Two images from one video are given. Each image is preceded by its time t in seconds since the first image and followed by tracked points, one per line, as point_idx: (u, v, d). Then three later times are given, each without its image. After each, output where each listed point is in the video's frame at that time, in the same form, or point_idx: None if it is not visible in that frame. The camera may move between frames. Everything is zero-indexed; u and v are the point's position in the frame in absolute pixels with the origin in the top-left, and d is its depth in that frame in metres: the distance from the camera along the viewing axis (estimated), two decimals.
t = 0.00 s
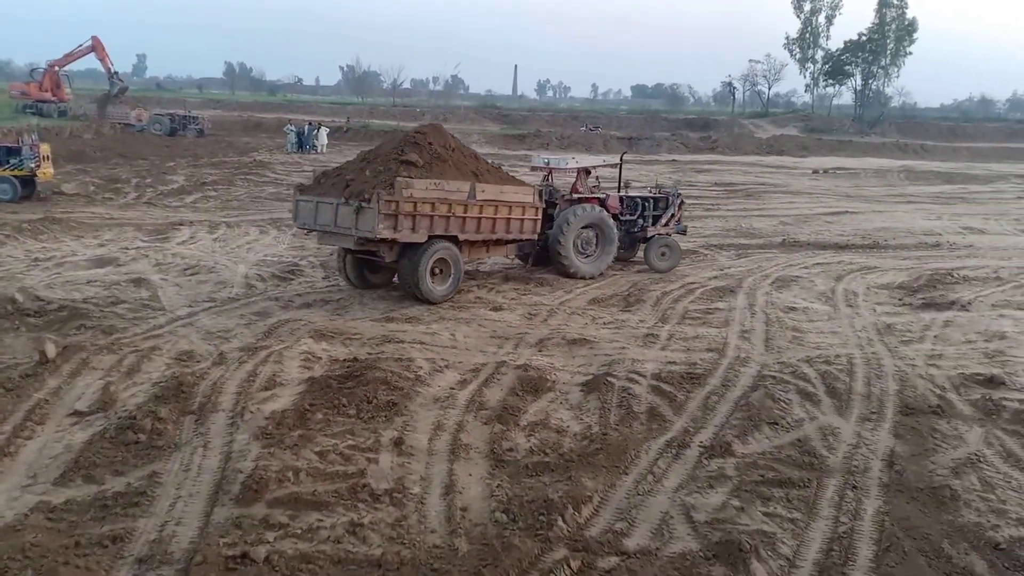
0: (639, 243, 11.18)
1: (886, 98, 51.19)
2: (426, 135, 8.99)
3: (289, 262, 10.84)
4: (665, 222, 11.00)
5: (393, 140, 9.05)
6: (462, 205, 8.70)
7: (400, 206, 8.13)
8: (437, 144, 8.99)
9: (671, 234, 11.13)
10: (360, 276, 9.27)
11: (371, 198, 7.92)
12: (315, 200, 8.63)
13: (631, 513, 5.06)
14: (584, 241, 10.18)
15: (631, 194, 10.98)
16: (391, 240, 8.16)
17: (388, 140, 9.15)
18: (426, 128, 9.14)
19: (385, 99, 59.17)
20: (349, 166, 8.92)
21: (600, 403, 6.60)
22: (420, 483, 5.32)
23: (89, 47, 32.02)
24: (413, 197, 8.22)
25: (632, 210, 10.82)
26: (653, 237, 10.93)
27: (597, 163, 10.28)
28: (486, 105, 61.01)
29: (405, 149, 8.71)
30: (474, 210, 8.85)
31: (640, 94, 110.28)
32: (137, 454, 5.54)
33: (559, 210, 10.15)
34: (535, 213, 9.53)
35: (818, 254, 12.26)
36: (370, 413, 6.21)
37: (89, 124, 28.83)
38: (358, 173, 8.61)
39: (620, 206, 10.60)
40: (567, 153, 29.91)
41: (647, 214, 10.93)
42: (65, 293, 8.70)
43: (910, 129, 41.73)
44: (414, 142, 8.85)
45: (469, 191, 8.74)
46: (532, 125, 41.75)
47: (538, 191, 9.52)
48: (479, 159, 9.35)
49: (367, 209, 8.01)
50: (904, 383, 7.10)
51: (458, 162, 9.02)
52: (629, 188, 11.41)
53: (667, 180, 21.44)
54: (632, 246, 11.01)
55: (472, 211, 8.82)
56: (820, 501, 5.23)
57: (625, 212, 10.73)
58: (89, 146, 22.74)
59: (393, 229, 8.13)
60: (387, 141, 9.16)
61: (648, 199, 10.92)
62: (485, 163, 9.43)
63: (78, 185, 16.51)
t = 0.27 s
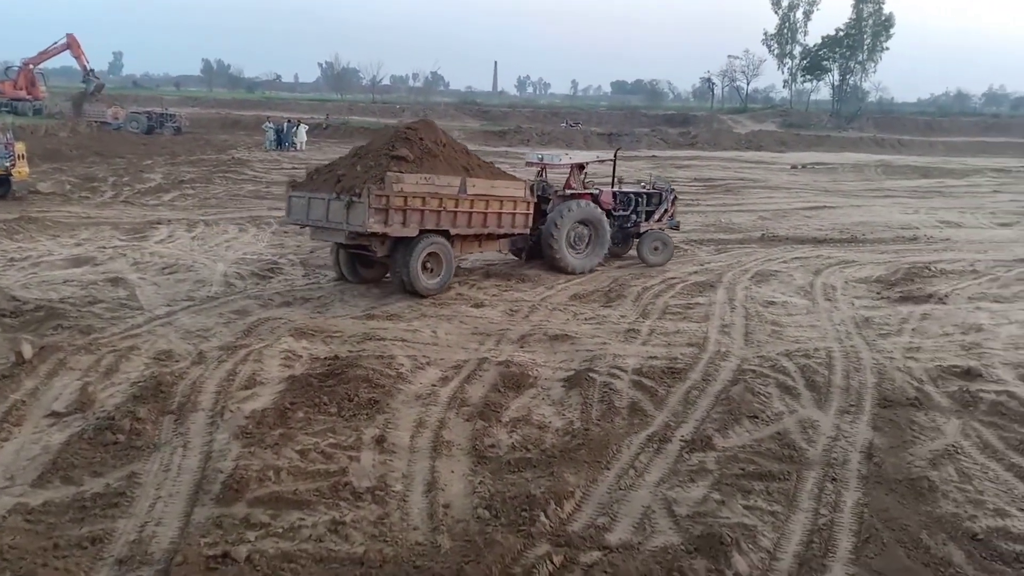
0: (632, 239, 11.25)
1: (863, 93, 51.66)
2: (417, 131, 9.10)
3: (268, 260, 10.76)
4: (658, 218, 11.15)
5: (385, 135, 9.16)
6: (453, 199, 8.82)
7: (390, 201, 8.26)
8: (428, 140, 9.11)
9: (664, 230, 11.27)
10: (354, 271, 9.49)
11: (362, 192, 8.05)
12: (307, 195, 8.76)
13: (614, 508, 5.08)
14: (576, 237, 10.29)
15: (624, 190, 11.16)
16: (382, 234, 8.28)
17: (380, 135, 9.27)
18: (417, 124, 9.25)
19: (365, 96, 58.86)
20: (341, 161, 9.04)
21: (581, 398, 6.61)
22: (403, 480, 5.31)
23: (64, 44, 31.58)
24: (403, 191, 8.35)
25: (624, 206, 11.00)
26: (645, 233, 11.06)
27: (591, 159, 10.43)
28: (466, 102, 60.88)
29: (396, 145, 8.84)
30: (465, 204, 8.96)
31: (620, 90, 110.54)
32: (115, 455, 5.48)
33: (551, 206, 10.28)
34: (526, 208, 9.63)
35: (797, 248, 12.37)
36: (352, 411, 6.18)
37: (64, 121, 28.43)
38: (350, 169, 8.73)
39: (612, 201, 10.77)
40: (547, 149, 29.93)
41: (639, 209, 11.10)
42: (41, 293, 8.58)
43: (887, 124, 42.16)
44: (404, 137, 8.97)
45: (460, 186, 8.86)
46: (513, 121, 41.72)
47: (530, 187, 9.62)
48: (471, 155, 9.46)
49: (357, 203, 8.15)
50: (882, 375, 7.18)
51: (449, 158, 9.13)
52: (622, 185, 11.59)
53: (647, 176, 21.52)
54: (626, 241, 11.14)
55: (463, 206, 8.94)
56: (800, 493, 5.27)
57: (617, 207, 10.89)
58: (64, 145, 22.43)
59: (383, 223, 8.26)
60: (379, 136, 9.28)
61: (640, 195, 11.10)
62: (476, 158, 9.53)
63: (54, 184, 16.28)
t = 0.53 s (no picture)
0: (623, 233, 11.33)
1: (837, 86, 52.13)
2: (405, 125, 9.15)
3: (245, 256, 10.66)
4: (648, 211, 11.21)
5: (373, 129, 9.20)
6: (442, 192, 8.86)
7: (379, 193, 8.31)
8: (417, 133, 9.16)
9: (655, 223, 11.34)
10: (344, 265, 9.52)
11: (351, 185, 8.10)
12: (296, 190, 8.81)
13: (594, 500, 5.09)
14: (566, 230, 10.35)
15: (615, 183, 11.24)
16: (371, 226, 8.33)
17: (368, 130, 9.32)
18: (405, 118, 9.30)
19: (342, 91, 58.47)
20: (330, 156, 9.09)
21: (561, 391, 6.63)
22: (383, 476, 5.29)
23: (34, 39, 31.06)
24: (392, 183, 8.40)
25: (614, 199, 11.08)
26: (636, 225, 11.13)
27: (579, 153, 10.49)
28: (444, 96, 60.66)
29: (385, 138, 8.89)
30: (454, 197, 9.01)
31: (597, 84, 110.71)
32: (91, 454, 5.41)
33: (541, 199, 10.32)
34: (516, 200, 9.67)
35: (773, 240, 12.48)
36: (331, 407, 6.15)
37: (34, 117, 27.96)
38: (339, 163, 8.78)
39: (601, 193, 10.86)
40: (525, 143, 29.92)
41: (629, 202, 11.17)
42: (13, 291, 8.44)
43: (861, 117, 42.61)
44: (393, 131, 9.01)
45: (449, 178, 8.90)
46: (491, 115, 41.66)
47: (519, 179, 9.66)
48: (459, 148, 9.50)
49: (346, 196, 8.19)
50: (858, 365, 7.27)
51: (438, 151, 9.18)
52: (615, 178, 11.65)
53: (625, 170, 21.58)
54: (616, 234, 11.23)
55: (452, 198, 8.98)
56: (778, 483, 5.32)
57: (606, 200, 10.97)
58: (35, 141, 22.06)
59: (373, 215, 8.31)
60: (368, 131, 9.33)
61: (630, 188, 11.17)
62: (464, 152, 9.58)
63: (25, 181, 16.02)
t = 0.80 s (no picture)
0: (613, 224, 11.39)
1: (811, 77, 52.53)
2: (391, 116, 9.31)
3: (219, 250, 10.54)
4: (637, 201, 11.26)
5: (359, 121, 9.36)
6: (427, 181, 9.00)
7: (365, 182, 8.46)
8: (402, 124, 9.30)
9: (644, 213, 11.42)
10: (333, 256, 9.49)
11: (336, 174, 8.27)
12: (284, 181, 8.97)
13: (573, 490, 5.11)
14: (553, 220, 10.38)
15: (604, 174, 11.23)
16: (358, 214, 8.48)
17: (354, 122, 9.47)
18: (391, 110, 9.45)
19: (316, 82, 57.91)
20: (317, 148, 9.24)
21: (539, 383, 6.63)
22: (361, 469, 5.27)
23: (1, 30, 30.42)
24: (378, 173, 8.55)
25: (603, 190, 11.09)
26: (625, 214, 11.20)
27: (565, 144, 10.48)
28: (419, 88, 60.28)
29: (370, 129, 9.04)
30: (440, 186, 9.14)
31: (573, 75, 110.66)
32: (64, 450, 5.33)
33: (527, 189, 10.30)
34: (503, 189, 9.77)
35: (749, 231, 12.56)
36: (308, 401, 6.10)
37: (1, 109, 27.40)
38: (325, 154, 8.94)
39: (590, 184, 10.85)
40: (502, 135, 29.84)
41: (618, 193, 11.19)
42: None
43: (835, 107, 42.99)
44: (378, 122, 9.16)
45: (434, 167, 9.04)
46: (467, 107, 41.49)
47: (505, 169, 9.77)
48: (445, 139, 9.63)
49: (332, 185, 8.36)
50: (832, 353, 7.35)
51: (423, 141, 9.32)
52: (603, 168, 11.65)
53: (601, 161, 21.60)
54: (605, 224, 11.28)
55: (438, 187, 9.11)
56: (754, 471, 5.37)
57: (596, 191, 10.97)
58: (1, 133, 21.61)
59: (359, 204, 8.46)
60: (354, 123, 9.49)
61: (619, 179, 11.17)
62: (450, 142, 9.70)
63: None
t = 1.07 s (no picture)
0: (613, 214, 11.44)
1: (796, 64, 52.63)
2: (387, 107, 9.34)
3: (206, 243, 10.48)
4: (636, 191, 11.28)
5: (356, 112, 9.40)
6: (424, 170, 9.03)
7: (361, 171, 8.50)
8: (399, 115, 9.33)
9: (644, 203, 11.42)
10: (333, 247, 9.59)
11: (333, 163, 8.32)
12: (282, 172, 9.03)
13: (562, 479, 5.13)
14: (551, 209, 10.40)
15: (603, 164, 11.26)
16: (355, 203, 8.53)
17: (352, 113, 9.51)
18: (387, 101, 9.48)
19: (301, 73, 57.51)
20: (315, 139, 9.29)
21: (528, 373, 6.64)
22: (351, 461, 5.26)
23: None
24: (374, 162, 8.59)
25: (602, 179, 11.12)
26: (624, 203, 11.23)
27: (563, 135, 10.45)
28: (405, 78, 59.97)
29: (366, 120, 9.08)
30: (437, 175, 9.16)
31: (559, 64, 110.35)
32: (53, 446, 5.30)
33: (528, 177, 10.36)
34: (501, 178, 9.77)
35: (736, 218, 12.60)
36: (297, 394, 6.09)
37: None
38: (322, 145, 8.98)
39: (589, 174, 10.88)
40: (489, 125, 29.77)
41: (618, 183, 11.20)
42: None
43: (820, 95, 43.10)
44: (375, 113, 9.20)
45: (430, 157, 9.07)
46: (453, 97, 41.33)
47: (502, 158, 9.77)
48: (442, 129, 9.65)
49: (329, 174, 8.40)
50: (819, 340, 7.39)
51: (419, 131, 9.34)
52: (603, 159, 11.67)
53: (588, 151, 21.58)
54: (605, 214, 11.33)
55: (435, 176, 9.14)
56: (742, 458, 5.41)
57: (595, 181, 11.01)
58: None
59: (355, 193, 8.51)
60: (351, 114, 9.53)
61: (618, 169, 11.19)
62: (447, 133, 9.72)
63: None
